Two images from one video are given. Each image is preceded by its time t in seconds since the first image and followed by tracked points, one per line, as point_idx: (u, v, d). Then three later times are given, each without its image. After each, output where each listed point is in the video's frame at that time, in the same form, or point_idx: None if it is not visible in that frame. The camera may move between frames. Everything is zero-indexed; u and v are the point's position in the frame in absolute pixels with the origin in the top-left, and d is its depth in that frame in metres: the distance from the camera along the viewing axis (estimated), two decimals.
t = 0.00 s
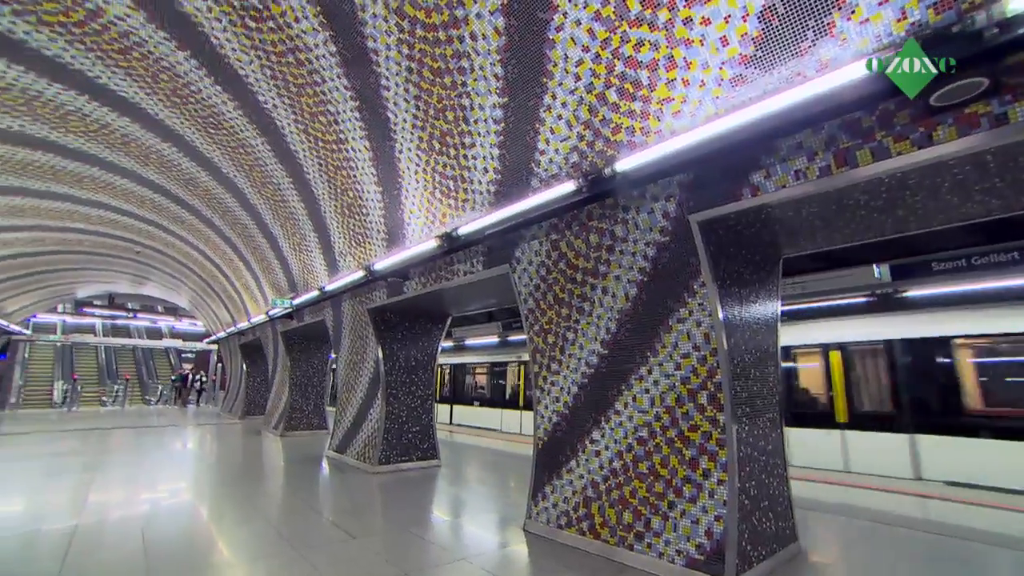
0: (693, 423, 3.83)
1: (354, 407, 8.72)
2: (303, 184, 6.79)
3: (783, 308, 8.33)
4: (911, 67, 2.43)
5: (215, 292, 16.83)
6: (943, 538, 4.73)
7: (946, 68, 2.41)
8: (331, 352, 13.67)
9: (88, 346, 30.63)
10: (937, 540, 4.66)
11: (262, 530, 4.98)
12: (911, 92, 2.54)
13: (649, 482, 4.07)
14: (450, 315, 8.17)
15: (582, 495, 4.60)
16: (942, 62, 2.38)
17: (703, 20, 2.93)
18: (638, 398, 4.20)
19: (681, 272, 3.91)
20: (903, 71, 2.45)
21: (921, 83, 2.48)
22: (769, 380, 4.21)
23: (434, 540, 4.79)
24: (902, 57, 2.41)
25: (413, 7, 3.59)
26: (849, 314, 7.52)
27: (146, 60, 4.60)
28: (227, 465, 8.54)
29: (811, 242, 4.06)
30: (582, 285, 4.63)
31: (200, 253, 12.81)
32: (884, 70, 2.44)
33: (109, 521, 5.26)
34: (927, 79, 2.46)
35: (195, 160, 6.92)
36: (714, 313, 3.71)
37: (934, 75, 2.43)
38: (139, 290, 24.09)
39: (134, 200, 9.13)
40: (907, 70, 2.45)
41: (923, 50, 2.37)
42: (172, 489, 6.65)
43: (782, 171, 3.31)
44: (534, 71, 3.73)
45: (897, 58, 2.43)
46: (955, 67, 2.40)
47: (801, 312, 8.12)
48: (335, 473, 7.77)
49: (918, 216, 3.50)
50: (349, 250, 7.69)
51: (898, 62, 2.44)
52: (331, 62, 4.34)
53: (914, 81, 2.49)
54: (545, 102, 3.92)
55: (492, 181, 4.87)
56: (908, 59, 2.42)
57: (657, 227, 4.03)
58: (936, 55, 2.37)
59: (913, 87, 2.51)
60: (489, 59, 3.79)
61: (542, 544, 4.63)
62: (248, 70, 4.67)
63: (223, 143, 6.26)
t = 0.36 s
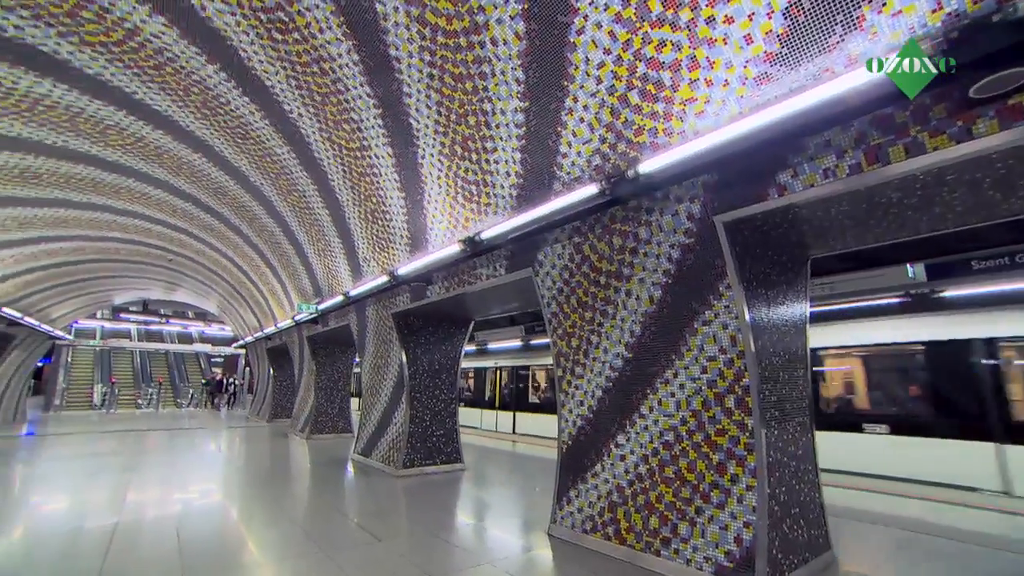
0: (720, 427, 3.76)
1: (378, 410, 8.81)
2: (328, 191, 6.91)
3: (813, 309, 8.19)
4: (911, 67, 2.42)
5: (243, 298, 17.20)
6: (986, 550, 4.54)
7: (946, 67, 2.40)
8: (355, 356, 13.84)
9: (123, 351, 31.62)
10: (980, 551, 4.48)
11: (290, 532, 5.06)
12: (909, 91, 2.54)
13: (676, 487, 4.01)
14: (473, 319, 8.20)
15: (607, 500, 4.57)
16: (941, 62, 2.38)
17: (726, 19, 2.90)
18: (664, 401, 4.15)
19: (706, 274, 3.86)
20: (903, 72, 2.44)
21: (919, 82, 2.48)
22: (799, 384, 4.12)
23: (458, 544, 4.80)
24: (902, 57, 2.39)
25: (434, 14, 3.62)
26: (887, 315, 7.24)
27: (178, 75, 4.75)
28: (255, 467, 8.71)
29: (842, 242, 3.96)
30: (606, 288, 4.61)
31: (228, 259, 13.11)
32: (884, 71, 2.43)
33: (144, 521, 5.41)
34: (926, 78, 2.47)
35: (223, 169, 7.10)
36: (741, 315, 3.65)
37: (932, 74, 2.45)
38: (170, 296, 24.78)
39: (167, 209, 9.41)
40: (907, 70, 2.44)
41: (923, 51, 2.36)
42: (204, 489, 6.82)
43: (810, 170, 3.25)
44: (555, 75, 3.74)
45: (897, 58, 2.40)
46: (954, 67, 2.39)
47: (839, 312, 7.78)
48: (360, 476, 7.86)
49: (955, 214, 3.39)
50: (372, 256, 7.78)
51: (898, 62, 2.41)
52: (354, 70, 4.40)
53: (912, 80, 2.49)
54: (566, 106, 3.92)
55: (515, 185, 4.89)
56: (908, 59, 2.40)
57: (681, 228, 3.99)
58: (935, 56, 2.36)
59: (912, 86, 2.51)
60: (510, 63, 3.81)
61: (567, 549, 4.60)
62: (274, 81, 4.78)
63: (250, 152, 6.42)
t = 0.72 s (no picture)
0: (748, 430, 3.70)
1: (401, 413, 8.89)
2: (351, 196, 7.01)
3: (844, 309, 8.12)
4: (912, 67, 2.47)
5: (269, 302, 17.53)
6: None
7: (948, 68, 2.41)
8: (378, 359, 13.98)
9: (155, 354, 32.53)
10: None
11: (316, 533, 5.13)
12: (914, 92, 2.57)
13: (702, 491, 3.95)
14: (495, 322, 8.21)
15: (632, 503, 4.52)
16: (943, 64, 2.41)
17: (749, 16, 2.87)
18: (689, 404, 4.10)
19: (732, 275, 3.80)
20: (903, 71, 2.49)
21: (922, 82, 2.51)
22: (828, 386, 4.02)
23: (481, 546, 4.80)
24: (901, 56, 2.47)
25: (454, 19, 3.65)
26: (918, 315, 7.24)
27: (207, 86, 4.89)
28: (282, 468, 8.86)
29: (874, 241, 3.86)
30: (629, 290, 4.58)
31: (254, 264, 13.39)
32: (883, 70, 2.49)
33: (176, 519, 5.54)
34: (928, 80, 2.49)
35: (249, 176, 7.25)
36: (768, 316, 3.58)
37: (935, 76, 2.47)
38: (199, 301, 25.43)
39: (195, 216, 9.65)
40: (907, 71, 2.48)
41: (922, 52, 2.40)
42: (233, 490, 6.97)
43: (838, 166, 3.18)
44: (575, 76, 3.74)
45: (897, 58, 2.48)
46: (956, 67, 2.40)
47: (871, 312, 7.85)
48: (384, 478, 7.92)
49: (995, 209, 3.27)
50: (395, 260, 7.86)
51: (897, 62, 2.48)
52: (375, 76, 4.46)
53: (915, 80, 2.52)
54: (587, 108, 3.92)
55: (536, 188, 4.89)
56: (908, 59, 2.46)
57: (705, 229, 3.93)
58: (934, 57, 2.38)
59: (914, 88, 2.53)
60: (530, 67, 3.82)
61: (591, 553, 4.57)
62: (298, 89, 4.88)
63: (276, 160, 6.55)
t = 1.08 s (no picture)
0: (776, 434, 3.63)
1: (424, 416, 8.94)
2: (373, 201, 7.09)
3: (875, 309, 7.92)
4: (911, 67, 2.53)
5: (293, 306, 17.82)
6: None
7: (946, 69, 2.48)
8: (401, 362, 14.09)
9: (185, 358, 33.35)
10: None
11: (343, 533, 5.19)
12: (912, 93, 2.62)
13: (729, 495, 3.89)
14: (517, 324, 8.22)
15: (657, 507, 4.47)
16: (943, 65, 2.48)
17: (773, 12, 2.82)
18: (714, 407, 4.04)
19: (757, 276, 3.73)
20: (903, 71, 2.54)
21: (921, 83, 2.57)
22: (860, 389, 3.91)
23: (503, 550, 4.79)
24: (902, 56, 2.52)
25: (474, 24, 3.67)
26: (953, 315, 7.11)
27: (234, 96, 5.00)
28: (307, 470, 8.99)
29: (907, 239, 3.74)
30: (652, 291, 4.53)
31: (279, 270, 13.64)
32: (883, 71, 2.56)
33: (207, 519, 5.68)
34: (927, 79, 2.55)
35: (274, 183, 7.39)
36: (795, 318, 3.50)
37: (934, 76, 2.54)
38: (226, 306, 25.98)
39: (223, 223, 9.88)
40: (908, 71, 2.54)
41: (923, 51, 2.47)
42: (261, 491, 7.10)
43: (867, 163, 3.09)
44: (596, 78, 3.73)
45: (897, 58, 2.54)
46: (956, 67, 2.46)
47: (903, 312, 7.68)
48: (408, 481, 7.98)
49: None
50: (417, 263, 7.93)
51: (898, 62, 2.54)
52: (396, 82, 4.51)
53: (914, 81, 2.58)
54: (608, 109, 3.90)
55: (557, 190, 4.88)
56: (908, 59, 2.52)
57: (729, 229, 3.87)
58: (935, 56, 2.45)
59: (914, 88, 2.59)
60: (551, 69, 3.82)
61: (616, 557, 4.54)
62: (321, 97, 4.96)
63: (300, 167, 6.67)
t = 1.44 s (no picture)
0: (800, 437, 3.55)
1: (443, 419, 8.97)
2: (391, 206, 7.16)
3: (902, 309, 7.74)
4: (911, 67, 2.57)
5: (313, 310, 18.04)
6: None
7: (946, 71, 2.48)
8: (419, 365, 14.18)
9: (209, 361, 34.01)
10: None
11: (364, 535, 5.23)
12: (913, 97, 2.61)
13: (752, 500, 3.82)
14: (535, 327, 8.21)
15: (679, 511, 4.42)
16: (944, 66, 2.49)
17: (793, 8, 2.77)
18: (736, 409, 3.99)
19: (779, 277, 3.67)
20: (903, 70, 2.59)
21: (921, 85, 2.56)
22: (888, 392, 3.82)
23: (522, 553, 4.76)
24: (901, 56, 2.60)
25: (490, 28, 3.69)
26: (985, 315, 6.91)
27: (256, 105, 5.10)
28: (328, 472, 9.08)
29: (936, 238, 3.64)
30: (672, 293, 4.49)
31: (300, 274, 13.84)
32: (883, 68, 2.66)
33: (231, 519, 5.77)
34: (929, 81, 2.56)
35: (295, 189, 7.51)
36: (819, 319, 3.43)
37: (936, 78, 2.54)
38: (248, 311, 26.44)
39: (246, 229, 10.06)
40: (908, 70, 2.58)
41: (922, 51, 2.53)
42: (283, 492, 7.19)
43: (894, 160, 3.02)
44: (613, 79, 3.72)
45: (898, 58, 2.62)
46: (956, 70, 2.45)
47: (932, 312, 7.49)
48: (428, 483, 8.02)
49: None
50: (435, 267, 7.98)
51: (898, 61, 2.61)
52: (414, 88, 4.55)
53: (914, 84, 2.59)
54: (625, 110, 3.88)
55: (575, 192, 4.86)
56: (908, 59, 2.58)
57: (750, 229, 3.82)
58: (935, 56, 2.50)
59: (915, 90, 2.60)
60: (567, 71, 3.82)
61: (637, 562, 4.50)
62: (340, 104, 5.03)
63: (319, 173, 6.77)
